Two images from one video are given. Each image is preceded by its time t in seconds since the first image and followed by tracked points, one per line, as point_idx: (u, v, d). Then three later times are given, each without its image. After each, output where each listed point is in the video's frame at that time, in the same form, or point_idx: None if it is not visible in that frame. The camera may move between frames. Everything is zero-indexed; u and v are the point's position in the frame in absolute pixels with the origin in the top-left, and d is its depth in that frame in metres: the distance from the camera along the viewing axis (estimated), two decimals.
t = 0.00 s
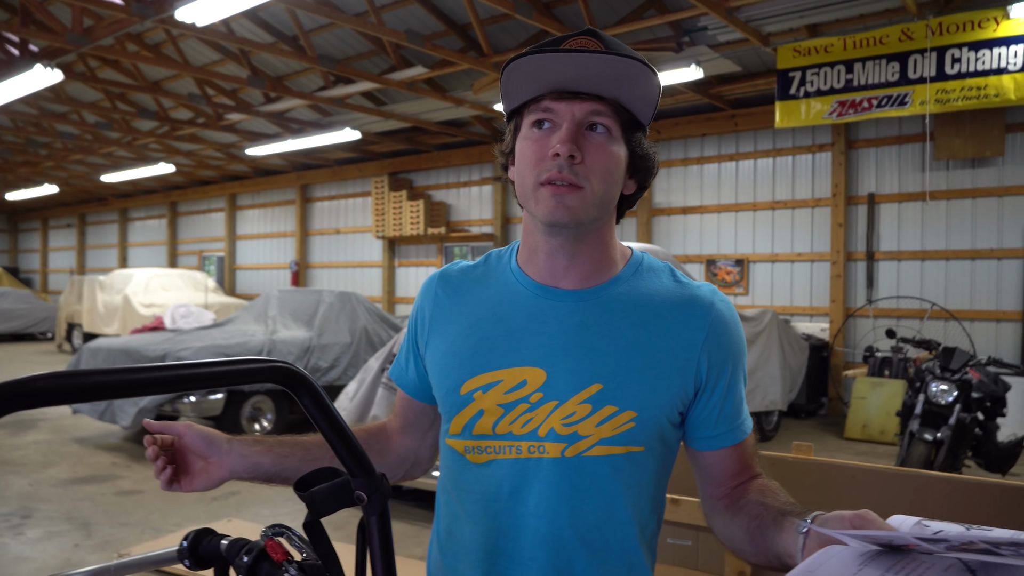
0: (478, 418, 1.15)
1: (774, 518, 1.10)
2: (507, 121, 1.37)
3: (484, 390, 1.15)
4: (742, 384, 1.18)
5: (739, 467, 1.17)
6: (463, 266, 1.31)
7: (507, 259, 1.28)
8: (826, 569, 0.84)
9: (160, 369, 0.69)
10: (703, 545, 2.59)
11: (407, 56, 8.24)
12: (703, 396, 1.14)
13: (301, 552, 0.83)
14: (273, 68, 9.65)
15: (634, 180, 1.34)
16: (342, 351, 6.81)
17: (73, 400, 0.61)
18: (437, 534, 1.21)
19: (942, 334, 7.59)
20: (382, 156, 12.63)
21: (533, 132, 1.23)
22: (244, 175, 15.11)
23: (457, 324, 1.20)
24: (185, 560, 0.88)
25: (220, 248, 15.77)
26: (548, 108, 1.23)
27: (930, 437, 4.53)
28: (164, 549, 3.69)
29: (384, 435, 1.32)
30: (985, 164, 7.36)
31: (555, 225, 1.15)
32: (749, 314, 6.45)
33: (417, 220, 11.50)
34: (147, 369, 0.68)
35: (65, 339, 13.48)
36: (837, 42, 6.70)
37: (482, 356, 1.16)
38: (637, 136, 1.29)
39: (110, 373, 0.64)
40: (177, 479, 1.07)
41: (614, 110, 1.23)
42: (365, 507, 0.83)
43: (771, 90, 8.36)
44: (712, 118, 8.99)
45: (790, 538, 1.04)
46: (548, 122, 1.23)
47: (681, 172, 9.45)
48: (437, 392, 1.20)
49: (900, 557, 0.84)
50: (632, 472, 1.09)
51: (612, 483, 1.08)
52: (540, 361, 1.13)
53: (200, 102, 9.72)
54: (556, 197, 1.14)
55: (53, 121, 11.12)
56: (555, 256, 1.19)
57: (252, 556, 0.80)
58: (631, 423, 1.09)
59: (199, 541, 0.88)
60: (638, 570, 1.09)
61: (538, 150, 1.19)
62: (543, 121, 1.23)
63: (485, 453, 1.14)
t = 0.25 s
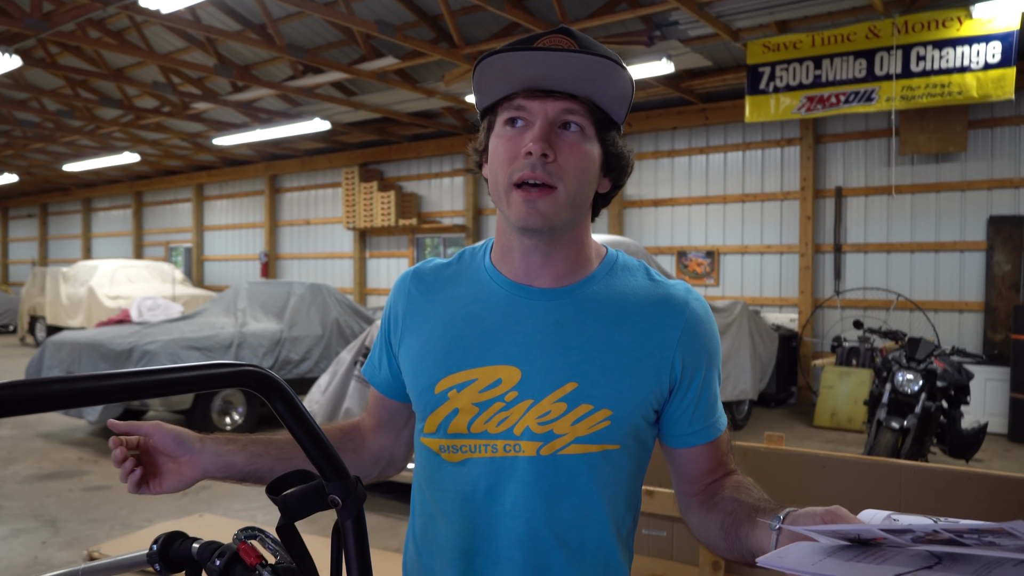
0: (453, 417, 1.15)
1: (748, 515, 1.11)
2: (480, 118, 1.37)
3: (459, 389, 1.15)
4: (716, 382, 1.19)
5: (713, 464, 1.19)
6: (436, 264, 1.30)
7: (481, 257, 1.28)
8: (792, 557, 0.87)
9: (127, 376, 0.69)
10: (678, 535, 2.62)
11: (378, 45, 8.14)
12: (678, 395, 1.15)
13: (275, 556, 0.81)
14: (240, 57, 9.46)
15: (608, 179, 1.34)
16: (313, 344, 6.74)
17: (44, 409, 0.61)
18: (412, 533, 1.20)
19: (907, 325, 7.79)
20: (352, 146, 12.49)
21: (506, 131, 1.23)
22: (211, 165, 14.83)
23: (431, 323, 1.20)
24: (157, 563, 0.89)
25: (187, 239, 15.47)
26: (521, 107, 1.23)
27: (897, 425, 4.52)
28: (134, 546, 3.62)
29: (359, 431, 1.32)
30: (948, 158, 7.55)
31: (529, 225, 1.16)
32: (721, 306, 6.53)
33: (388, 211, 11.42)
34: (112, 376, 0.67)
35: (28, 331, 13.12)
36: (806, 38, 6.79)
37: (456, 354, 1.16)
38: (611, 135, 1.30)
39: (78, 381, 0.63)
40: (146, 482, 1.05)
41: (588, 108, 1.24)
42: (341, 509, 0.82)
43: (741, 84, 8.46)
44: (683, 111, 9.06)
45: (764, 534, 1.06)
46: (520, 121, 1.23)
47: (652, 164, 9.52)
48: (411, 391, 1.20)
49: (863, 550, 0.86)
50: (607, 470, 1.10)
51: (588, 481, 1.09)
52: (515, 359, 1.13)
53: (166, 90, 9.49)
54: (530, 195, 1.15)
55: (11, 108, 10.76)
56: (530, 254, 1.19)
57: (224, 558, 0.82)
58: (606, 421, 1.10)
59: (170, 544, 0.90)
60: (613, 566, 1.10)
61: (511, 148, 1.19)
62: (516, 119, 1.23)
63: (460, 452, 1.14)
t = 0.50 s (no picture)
0: (454, 411, 1.15)
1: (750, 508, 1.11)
2: (481, 109, 1.36)
3: (460, 382, 1.15)
4: (717, 375, 1.19)
5: (715, 457, 1.19)
6: (437, 257, 1.30)
7: (482, 250, 1.27)
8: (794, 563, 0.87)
9: (121, 376, 0.69)
10: (681, 526, 2.62)
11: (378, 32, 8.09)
12: (679, 388, 1.15)
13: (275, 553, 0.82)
14: (240, 45, 9.40)
15: (609, 169, 1.33)
16: (318, 333, 6.74)
17: (41, 410, 0.62)
18: (414, 527, 1.21)
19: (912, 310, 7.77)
20: (354, 133, 12.45)
21: (505, 122, 1.23)
22: (213, 154, 14.82)
23: (431, 316, 1.20)
24: (158, 560, 0.91)
25: (191, 228, 15.48)
26: (521, 96, 1.23)
27: (901, 411, 4.59)
28: (142, 537, 3.65)
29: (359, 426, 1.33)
30: (954, 141, 7.49)
31: (529, 216, 1.16)
32: (725, 292, 6.50)
33: (391, 199, 11.39)
34: (110, 375, 0.67)
35: (34, 321, 13.20)
36: (809, 19, 6.72)
37: (456, 348, 1.16)
38: (613, 124, 1.29)
39: (73, 381, 0.64)
40: (149, 476, 1.06)
41: (588, 99, 1.23)
42: (340, 507, 0.83)
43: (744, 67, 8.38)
44: (686, 95, 8.99)
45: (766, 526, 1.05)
46: (520, 111, 1.23)
47: (655, 149, 9.47)
48: (412, 384, 1.20)
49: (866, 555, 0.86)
50: (608, 464, 1.10)
51: (588, 476, 1.09)
52: (516, 353, 1.13)
53: (166, 80, 9.46)
54: (528, 186, 1.14)
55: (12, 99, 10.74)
56: (531, 246, 1.19)
57: (225, 554, 0.83)
58: (607, 415, 1.10)
59: (170, 541, 0.91)
60: (614, 559, 1.11)
61: (510, 140, 1.19)
62: (516, 109, 1.23)
63: (461, 446, 1.14)
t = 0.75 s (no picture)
0: (443, 417, 1.14)
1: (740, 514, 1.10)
2: (474, 115, 1.36)
3: (449, 389, 1.14)
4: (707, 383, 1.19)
5: (703, 465, 1.19)
6: (428, 263, 1.30)
7: (473, 256, 1.27)
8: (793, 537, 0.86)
9: (106, 388, 0.69)
10: (673, 528, 2.61)
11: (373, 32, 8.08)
12: (669, 395, 1.15)
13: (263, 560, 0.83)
14: (235, 45, 9.39)
15: (600, 178, 1.34)
16: (313, 334, 6.74)
17: (28, 423, 0.61)
18: (404, 533, 1.20)
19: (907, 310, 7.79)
20: (350, 134, 12.43)
21: (496, 129, 1.23)
22: (208, 154, 14.78)
23: (422, 322, 1.20)
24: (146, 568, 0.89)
25: (187, 228, 15.45)
26: (513, 104, 1.23)
27: (895, 412, 4.58)
28: (135, 540, 3.63)
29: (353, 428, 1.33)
30: (948, 141, 7.52)
31: (519, 222, 1.16)
32: (720, 293, 6.51)
33: (387, 199, 11.38)
34: (98, 387, 0.67)
35: (29, 322, 13.16)
36: (804, 20, 6.72)
37: (446, 354, 1.16)
38: (604, 133, 1.29)
39: (57, 393, 0.63)
40: (136, 476, 1.05)
41: (579, 108, 1.23)
42: (327, 516, 0.85)
43: (739, 67, 8.40)
44: (681, 95, 9.01)
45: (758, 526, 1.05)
46: (511, 118, 1.23)
47: (651, 149, 9.48)
48: (402, 390, 1.19)
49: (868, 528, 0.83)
50: (597, 471, 1.10)
51: (577, 482, 1.09)
52: (505, 360, 1.13)
53: (161, 80, 9.43)
54: (520, 193, 1.15)
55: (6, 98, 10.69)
56: (522, 253, 1.19)
57: (214, 561, 0.82)
58: (597, 422, 1.10)
59: (158, 547, 0.90)
60: (602, 566, 1.11)
61: (500, 147, 1.20)
62: (508, 116, 1.23)
63: (451, 452, 1.14)
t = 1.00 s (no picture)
0: (433, 417, 1.14)
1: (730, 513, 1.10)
2: (466, 118, 1.37)
3: (439, 389, 1.14)
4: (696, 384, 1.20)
5: (690, 466, 1.19)
6: (419, 264, 1.30)
7: (463, 257, 1.27)
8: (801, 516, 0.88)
9: (94, 394, 0.70)
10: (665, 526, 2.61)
11: (365, 32, 8.06)
12: (658, 397, 1.15)
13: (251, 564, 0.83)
14: (227, 44, 9.35)
15: (591, 181, 1.34)
16: (305, 334, 6.72)
17: (27, 426, 0.64)
18: (393, 533, 1.20)
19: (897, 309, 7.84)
20: (342, 133, 12.40)
21: (488, 131, 1.24)
22: (199, 154, 14.71)
23: (412, 321, 1.19)
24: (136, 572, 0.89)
25: (178, 228, 15.37)
26: (505, 107, 1.23)
27: (886, 410, 4.57)
28: (127, 542, 3.61)
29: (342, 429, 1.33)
30: (937, 141, 7.58)
31: (509, 224, 1.16)
32: (711, 293, 6.54)
33: (379, 199, 11.36)
34: (85, 393, 0.69)
35: (18, 323, 13.05)
36: (794, 21, 6.75)
37: (436, 355, 1.16)
38: (595, 136, 1.30)
39: (40, 402, 0.65)
40: (118, 474, 1.04)
41: (570, 112, 1.23)
42: (315, 520, 0.85)
43: (730, 68, 8.43)
44: (673, 96, 9.04)
45: (752, 522, 1.05)
46: (503, 121, 1.23)
47: (643, 149, 9.50)
48: (392, 391, 1.19)
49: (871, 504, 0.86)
50: (587, 471, 1.10)
51: (566, 483, 1.09)
52: (495, 360, 1.13)
53: (152, 79, 9.37)
54: (511, 196, 1.15)
55: None
56: (512, 255, 1.19)
57: (203, 565, 0.81)
58: (586, 423, 1.10)
59: (148, 551, 0.89)
60: (591, 566, 1.11)
61: (492, 148, 1.20)
62: (500, 119, 1.24)
63: (440, 452, 1.14)
